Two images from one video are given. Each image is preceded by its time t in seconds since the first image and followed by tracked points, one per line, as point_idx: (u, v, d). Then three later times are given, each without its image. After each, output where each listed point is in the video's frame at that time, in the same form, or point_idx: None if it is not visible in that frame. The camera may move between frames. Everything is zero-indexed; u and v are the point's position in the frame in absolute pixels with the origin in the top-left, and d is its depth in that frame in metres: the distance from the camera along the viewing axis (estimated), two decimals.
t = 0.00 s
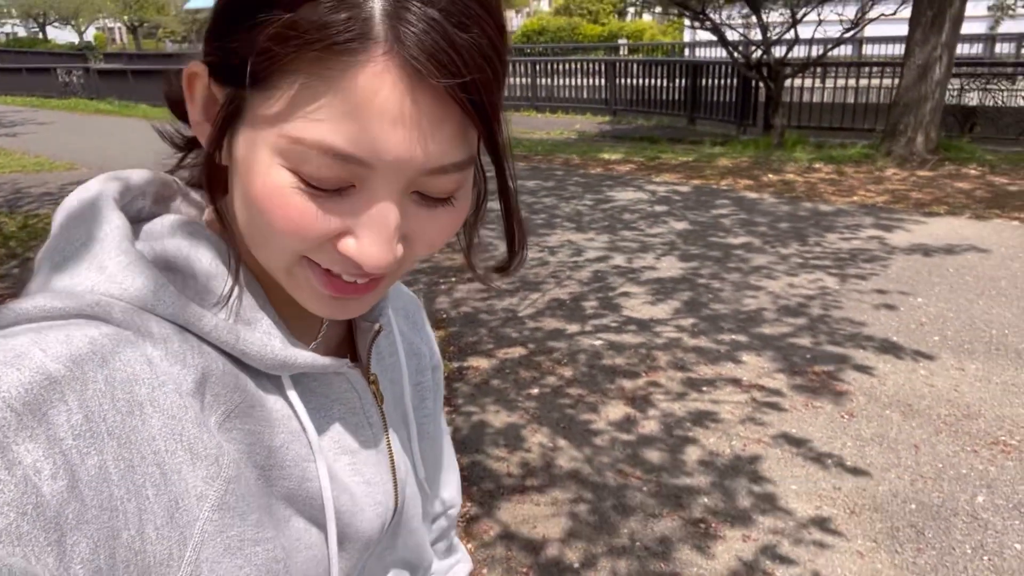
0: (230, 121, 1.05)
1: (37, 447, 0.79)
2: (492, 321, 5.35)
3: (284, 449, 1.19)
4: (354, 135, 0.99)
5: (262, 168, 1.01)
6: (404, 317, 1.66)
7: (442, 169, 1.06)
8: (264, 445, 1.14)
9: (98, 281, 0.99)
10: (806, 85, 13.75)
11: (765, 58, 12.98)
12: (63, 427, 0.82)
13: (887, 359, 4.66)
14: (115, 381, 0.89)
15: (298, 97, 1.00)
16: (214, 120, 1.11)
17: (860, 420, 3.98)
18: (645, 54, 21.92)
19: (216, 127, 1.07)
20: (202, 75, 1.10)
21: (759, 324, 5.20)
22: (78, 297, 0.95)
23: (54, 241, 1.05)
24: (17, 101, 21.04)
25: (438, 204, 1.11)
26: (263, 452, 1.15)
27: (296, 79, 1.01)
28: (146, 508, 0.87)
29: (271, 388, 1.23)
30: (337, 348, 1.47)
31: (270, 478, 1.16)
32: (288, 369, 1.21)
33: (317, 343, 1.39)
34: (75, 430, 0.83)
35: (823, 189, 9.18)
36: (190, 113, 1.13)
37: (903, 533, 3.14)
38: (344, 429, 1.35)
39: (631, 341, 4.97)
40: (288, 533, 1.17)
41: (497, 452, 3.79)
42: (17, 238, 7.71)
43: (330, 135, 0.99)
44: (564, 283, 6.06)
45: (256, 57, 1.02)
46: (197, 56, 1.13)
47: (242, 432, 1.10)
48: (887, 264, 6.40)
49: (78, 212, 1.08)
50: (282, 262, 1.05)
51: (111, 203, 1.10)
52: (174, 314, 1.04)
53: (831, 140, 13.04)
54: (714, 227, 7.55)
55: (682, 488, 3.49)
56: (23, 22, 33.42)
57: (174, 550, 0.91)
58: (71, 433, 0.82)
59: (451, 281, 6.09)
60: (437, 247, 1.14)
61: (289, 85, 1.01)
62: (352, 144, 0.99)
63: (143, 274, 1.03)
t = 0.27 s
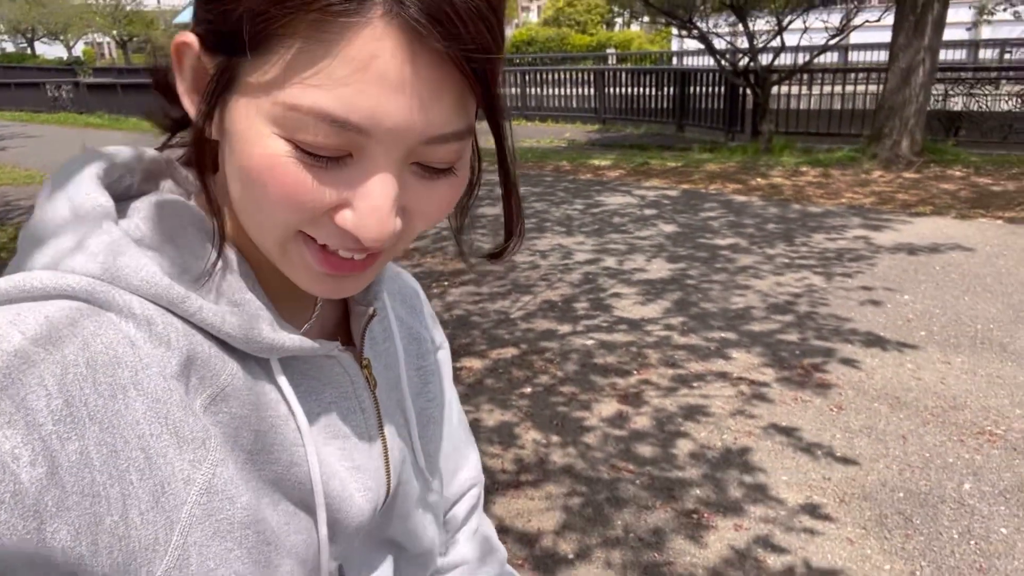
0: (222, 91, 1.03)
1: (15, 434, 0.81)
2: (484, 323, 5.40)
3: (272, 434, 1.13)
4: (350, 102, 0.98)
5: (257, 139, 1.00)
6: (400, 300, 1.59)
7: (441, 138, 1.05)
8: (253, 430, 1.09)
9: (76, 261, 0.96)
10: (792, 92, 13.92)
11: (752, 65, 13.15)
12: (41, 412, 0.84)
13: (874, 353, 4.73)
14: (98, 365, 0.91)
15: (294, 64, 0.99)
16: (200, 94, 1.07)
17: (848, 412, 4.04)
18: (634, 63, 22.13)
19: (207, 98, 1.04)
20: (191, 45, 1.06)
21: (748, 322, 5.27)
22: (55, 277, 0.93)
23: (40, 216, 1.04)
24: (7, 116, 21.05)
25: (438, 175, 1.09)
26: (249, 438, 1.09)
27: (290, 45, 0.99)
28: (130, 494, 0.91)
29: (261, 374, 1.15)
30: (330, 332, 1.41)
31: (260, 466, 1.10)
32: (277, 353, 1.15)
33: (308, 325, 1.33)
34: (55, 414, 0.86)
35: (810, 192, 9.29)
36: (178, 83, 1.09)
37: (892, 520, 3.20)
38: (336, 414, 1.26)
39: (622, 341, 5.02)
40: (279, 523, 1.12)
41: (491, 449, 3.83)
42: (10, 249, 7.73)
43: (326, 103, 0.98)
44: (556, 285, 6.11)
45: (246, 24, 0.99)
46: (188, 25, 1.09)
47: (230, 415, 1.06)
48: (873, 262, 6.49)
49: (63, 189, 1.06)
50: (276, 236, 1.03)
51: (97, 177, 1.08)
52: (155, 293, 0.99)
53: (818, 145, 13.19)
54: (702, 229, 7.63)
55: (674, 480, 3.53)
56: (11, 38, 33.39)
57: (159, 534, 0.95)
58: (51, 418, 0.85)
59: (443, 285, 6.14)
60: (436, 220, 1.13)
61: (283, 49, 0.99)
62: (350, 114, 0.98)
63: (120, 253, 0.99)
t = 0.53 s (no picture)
0: (238, 74, 1.06)
1: (36, 425, 0.83)
2: (479, 327, 5.45)
3: (287, 425, 1.16)
4: (366, 83, 1.02)
5: (273, 121, 1.03)
6: (411, 292, 1.61)
7: (453, 119, 1.09)
8: (267, 421, 1.13)
9: (96, 254, 1.00)
10: (783, 99, 14.06)
11: (743, 72, 13.29)
12: (60, 405, 0.87)
13: (863, 352, 4.80)
14: (115, 360, 0.93)
15: (311, 46, 1.02)
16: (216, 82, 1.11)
17: (838, 410, 4.10)
18: (626, 71, 22.28)
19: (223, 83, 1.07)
20: (207, 30, 1.09)
21: (738, 323, 5.34)
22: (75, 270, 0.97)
23: (62, 207, 1.09)
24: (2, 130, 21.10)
25: (449, 157, 1.13)
26: (264, 429, 1.13)
27: (306, 28, 1.02)
28: (147, 486, 0.93)
29: (277, 366, 1.19)
30: (344, 324, 1.44)
31: (274, 456, 1.13)
32: (293, 345, 1.18)
33: (322, 315, 1.36)
34: (73, 407, 0.88)
35: (800, 196, 9.39)
36: (195, 69, 1.12)
37: (880, 513, 3.26)
38: (351, 405, 1.30)
39: (615, 343, 5.08)
40: (293, 513, 1.16)
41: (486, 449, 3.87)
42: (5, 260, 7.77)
43: (342, 86, 1.02)
44: (549, 290, 6.18)
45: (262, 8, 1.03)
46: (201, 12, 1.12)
47: (244, 406, 1.09)
48: (863, 264, 6.57)
49: (84, 183, 1.11)
50: (293, 217, 1.07)
51: (113, 170, 1.14)
52: (173, 287, 1.03)
53: (809, 151, 13.31)
54: (694, 233, 7.71)
55: (666, 477, 3.59)
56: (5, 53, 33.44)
57: (177, 524, 0.96)
58: (70, 411, 0.87)
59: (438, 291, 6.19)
60: (447, 203, 1.16)
61: (298, 32, 1.02)
62: (366, 95, 1.02)
63: (140, 246, 1.03)
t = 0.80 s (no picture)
0: (255, 65, 1.08)
1: (53, 416, 0.84)
2: (475, 332, 5.47)
3: (297, 420, 1.16)
4: (382, 72, 1.04)
5: (290, 109, 1.05)
6: (415, 290, 1.61)
7: (466, 110, 1.11)
8: (277, 416, 1.13)
9: (112, 248, 1.00)
10: (778, 105, 14.12)
11: (738, 79, 13.36)
12: (78, 398, 0.87)
13: (858, 354, 4.81)
14: (130, 354, 0.94)
15: (329, 37, 1.05)
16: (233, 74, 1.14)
17: (833, 411, 4.11)
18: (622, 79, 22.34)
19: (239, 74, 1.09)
20: (224, 22, 1.12)
21: (734, 327, 5.36)
22: (91, 264, 0.98)
23: (76, 198, 1.09)
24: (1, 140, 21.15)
25: (462, 149, 1.15)
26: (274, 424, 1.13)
27: (323, 18, 1.05)
28: (161, 479, 0.93)
29: (289, 362, 1.19)
30: (350, 320, 1.45)
31: (284, 451, 1.14)
32: (304, 340, 1.19)
33: (331, 309, 1.37)
34: (91, 400, 0.88)
35: (795, 201, 9.43)
36: (210, 64, 1.15)
37: (874, 513, 3.27)
38: (359, 401, 1.29)
39: (612, 347, 5.09)
40: (302, 507, 1.17)
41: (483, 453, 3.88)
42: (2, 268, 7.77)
43: (359, 75, 1.04)
44: (546, 295, 6.19)
45: None
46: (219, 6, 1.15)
47: (254, 402, 1.10)
48: (857, 267, 6.60)
49: (97, 175, 1.11)
50: (306, 206, 1.09)
51: (129, 161, 1.13)
52: (187, 282, 1.04)
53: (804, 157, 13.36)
54: (689, 238, 7.74)
55: (662, 480, 3.59)
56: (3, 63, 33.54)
57: (189, 518, 0.96)
58: (87, 403, 0.88)
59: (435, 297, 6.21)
60: (459, 194, 1.18)
61: (316, 21, 1.05)
62: (381, 84, 1.05)
63: (157, 240, 1.03)
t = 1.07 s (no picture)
0: (243, 60, 1.05)
1: (29, 411, 0.84)
2: (476, 336, 5.44)
3: (280, 415, 1.15)
4: (374, 71, 1.03)
5: (279, 107, 1.03)
6: (403, 288, 1.60)
7: (458, 109, 1.10)
8: (258, 411, 1.12)
9: (89, 241, 1.00)
10: (781, 109, 14.09)
11: (741, 83, 13.33)
12: (55, 393, 0.87)
13: (860, 358, 4.78)
14: (109, 348, 0.93)
15: (320, 35, 1.03)
16: (219, 72, 1.11)
17: (835, 416, 4.08)
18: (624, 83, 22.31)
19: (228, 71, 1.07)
20: (209, 18, 1.09)
21: (735, 330, 5.33)
22: (68, 258, 0.97)
23: (54, 194, 1.08)
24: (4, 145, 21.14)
25: (452, 148, 1.14)
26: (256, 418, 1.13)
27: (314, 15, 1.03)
28: (139, 475, 0.93)
29: (269, 357, 1.19)
30: (334, 317, 1.43)
31: (265, 447, 1.13)
32: (285, 335, 1.18)
33: (315, 306, 1.36)
34: (68, 395, 0.88)
35: (797, 205, 9.40)
36: (195, 61, 1.12)
37: (877, 517, 3.24)
38: (342, 397, 1.29)
39: (612, 351, 5.07)
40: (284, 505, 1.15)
41: (482, 458, 3.85)
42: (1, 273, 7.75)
43: (349, 73, 1.03)
44: (547, 299, 6.17)
45: None
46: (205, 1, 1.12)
47: (235, 397, 1.10)
48: (860, 271, 6.57)
49: (76, 169, 1.10)
50: (296, 204, 1.07)
51: (109, 155, 1.12)
52: (166, 275, 1.04)
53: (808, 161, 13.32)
54: (691, 242, 7.72)
55: (662, 484, 3.57)
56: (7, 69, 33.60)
57: (167, 514, 0.96)
58: (64, 398, 0.88)
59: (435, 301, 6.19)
60: (449, 192, 1.17)
61: (313, 20, 1.03)
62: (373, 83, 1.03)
63: (134, 233, 1.03)
